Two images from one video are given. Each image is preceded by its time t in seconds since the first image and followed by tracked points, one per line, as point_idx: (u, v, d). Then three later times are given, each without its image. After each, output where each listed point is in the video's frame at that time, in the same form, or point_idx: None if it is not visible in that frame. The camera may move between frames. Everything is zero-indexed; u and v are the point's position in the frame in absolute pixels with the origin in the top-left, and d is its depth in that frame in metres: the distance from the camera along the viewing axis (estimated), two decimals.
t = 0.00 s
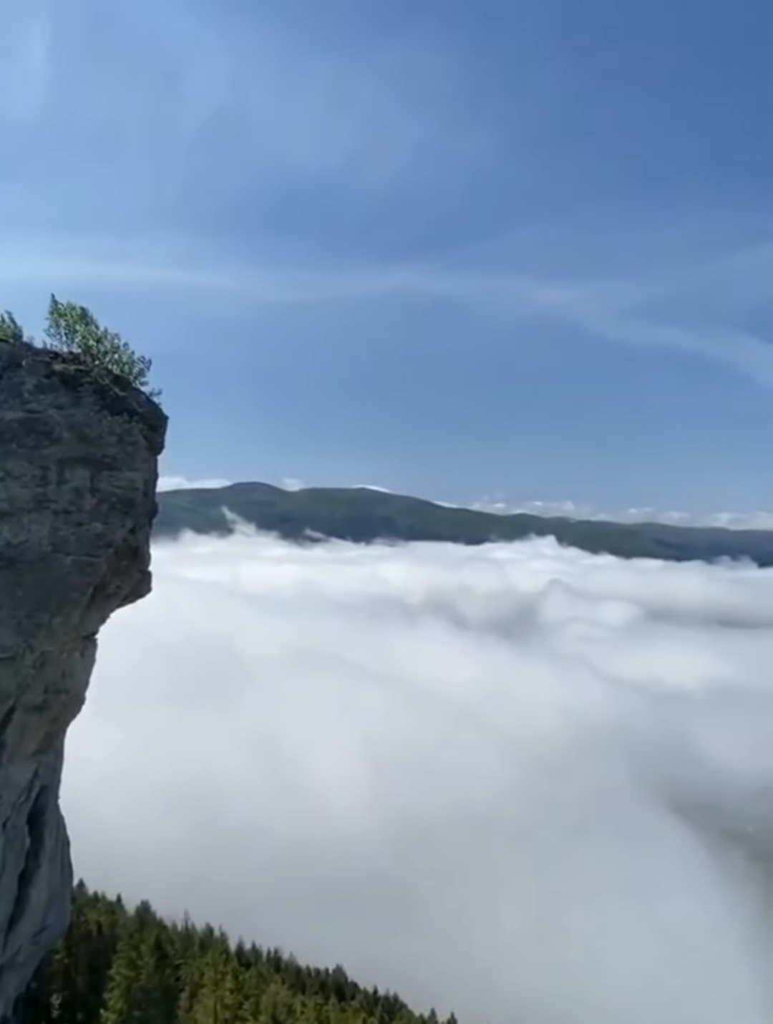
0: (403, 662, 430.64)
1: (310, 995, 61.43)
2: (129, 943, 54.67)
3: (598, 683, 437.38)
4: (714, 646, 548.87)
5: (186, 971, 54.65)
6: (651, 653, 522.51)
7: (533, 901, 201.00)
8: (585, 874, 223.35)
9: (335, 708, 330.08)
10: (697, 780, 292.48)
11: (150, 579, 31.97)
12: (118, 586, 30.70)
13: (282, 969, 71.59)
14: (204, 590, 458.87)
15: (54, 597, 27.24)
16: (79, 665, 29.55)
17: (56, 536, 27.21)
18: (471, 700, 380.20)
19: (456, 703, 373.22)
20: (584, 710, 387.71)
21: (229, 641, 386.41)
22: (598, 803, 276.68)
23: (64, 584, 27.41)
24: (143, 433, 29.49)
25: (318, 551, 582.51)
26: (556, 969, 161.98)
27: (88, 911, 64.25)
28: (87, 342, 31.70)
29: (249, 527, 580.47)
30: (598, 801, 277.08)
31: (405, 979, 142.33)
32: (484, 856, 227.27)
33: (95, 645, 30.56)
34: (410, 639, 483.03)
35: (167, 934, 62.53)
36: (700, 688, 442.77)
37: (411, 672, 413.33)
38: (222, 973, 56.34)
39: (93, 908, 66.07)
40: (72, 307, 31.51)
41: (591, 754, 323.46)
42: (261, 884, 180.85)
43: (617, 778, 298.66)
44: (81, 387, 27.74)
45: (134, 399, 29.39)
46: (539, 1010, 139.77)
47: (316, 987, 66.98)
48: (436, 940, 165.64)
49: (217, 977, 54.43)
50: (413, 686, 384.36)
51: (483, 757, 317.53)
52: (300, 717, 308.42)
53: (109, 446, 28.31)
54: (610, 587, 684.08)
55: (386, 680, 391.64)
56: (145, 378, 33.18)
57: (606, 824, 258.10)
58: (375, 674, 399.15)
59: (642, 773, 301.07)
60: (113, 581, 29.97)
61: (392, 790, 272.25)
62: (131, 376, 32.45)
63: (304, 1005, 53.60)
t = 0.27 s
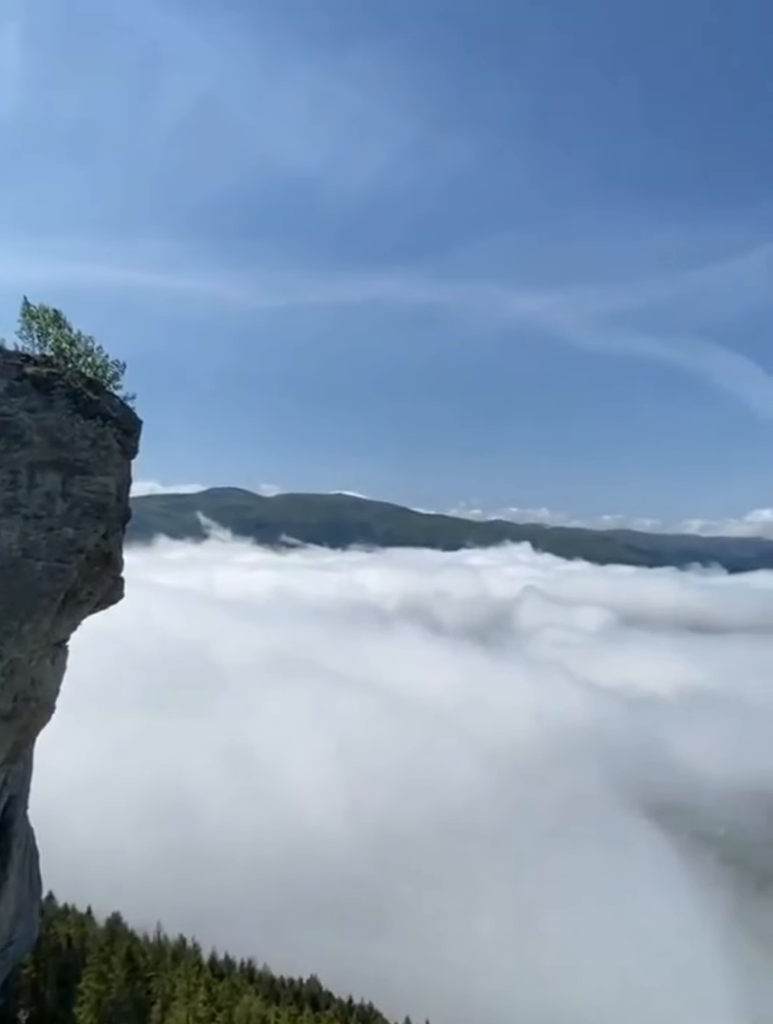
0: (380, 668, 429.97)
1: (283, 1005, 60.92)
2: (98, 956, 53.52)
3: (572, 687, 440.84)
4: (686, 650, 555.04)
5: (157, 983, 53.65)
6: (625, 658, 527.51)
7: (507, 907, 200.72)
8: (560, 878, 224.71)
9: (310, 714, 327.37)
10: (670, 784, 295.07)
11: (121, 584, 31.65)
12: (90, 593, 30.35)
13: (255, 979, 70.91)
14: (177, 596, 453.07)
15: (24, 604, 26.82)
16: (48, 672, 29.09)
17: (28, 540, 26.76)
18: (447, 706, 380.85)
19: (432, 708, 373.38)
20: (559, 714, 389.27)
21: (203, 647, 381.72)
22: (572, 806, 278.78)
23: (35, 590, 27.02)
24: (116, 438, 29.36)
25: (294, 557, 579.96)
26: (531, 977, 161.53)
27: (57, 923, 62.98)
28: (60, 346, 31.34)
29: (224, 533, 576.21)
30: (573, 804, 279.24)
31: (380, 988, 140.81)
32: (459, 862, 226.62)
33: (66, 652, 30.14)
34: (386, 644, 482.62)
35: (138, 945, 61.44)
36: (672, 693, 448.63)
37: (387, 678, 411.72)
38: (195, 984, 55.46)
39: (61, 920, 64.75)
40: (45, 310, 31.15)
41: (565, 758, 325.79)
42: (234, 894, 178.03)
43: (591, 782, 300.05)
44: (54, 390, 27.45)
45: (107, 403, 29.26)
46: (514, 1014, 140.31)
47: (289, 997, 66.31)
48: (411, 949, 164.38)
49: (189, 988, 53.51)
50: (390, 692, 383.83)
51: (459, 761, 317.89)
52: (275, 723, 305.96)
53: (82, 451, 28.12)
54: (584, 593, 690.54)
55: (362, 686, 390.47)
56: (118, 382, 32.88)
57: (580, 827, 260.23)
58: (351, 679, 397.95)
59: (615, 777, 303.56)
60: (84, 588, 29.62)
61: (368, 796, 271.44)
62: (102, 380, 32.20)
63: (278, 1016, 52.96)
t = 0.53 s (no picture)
0: (353, 673, 428.81)
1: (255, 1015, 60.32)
2: (64, 970, 52.21)
3: (544, 692, 444.49)
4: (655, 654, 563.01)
5: (125, 996, 52.58)
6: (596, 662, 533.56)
7: (481, 914, 201.26)
8: (532, 882, 225.96)
9: (283, 721, 324.80)
10: (639, 788, 298.92)
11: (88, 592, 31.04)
12: (57, 599, 29.90)
13: (226, 990, 70.02)
14: (147, 602, 446.66)
15: None
16: (14, 680, 28.60)
17: None
18: (420, 711, 381.00)
19: (406, 714, 373.30)
20: (532, 719, 391.66)
21: (174, 653, 376.56)
22: (545, 810, 280.84)
23: None
24: (86, 441, 28.87)
25: (267, 562, 576.08)
26: (506, 988, 161.32)
27: (21, 937, 61.45)
28: (29, 347, 30.81)
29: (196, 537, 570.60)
30: (545, 808, 281.31)
31: (354, 1002, 139.53)
32: (432, 868, 226.30)
33: (33, 659, 29.67)
34: (360, 649, 481.63)
35: (105, 958, 60.20)
36: (642, 697, 454.75)
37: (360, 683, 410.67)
38: (164, 997, 54.45)
39: (26, 933, 63.19)
40: (13, 311, 30.61)
41: (537, 762, 328.00)
42: (205, 905, 175.06)
43: (563, 785, 302.32)
44: (21, 392, 26.99)
45: (76, 406, 28.68)
46: None
47: (261, 1007, 65.62)
48: (385, 959, 163.35)
49: (159, 1001, 52.57)
50: (363, 698, 382.78)
51: (433, 766, 318.13)
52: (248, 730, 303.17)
53: (50, 453, 27.62)
54: (556, 598, 697.15)
55: (335, 691, 388.75)
56: (88, 385, 32.45)
57: (552, 831, 262.17)
58: (324, 685, 395.98)
59: (587, 781, 306.51)
60: (51, 594, 29.16)
61: (341, 802, 270.31)
62: (74, 384, 31.91)
63: None
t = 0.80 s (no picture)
0: (327, 677, 427.89)
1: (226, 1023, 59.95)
2: (29, 983, 51.01)
3: (516, 695, 448.25)
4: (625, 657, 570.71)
5: (92, 1009, 51.55)
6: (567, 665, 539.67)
7: (454, 916, 202.50)
8: (504, 884, 227.98)
9: (255, 726, 322.67)
10: (609, 790, 303.27)
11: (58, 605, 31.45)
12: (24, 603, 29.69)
13: (197, 997, 69.44)
14: (117, 606, 440.67)
15: None
16: None
17: None
18: (394, 715, 381.63)
19: (379, 718, 373.60)
20: (503, 722, 394.42)
21: (144, 658, 372.14)
22: (517, 812, 283.44)
23: None
24: (54, 443, 29.09)
25: (239, 567, 571.83)
26: (477, 992, 162.62)
27: None
28: None
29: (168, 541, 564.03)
30: (517, 810, 283.95)
31: (328, 1008, 139.50)
32: (405, 872, 226.41)
33: None
34: (334, 653, 480.59)
35: (72, 970, 59.02)
36: (611, 699, 461.21)
37: (333, 687, 409.93)
38: (132, 1009, 53.51)
39: None
40: None
41: (509, 765, 330.75)
42: (175, 913, 172.96)
43: (535, 787, 305.17)
44: None
45: (44, 407, 28.86)
46: None
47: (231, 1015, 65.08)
48: (357, 965, 163.05)
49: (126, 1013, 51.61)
50: (336, 702, 382.18)
51: (406, 769, 318.97)
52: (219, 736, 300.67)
53: (17, 455, 27.56)
54: (527, 602, 703.52)
55: (308, 696, 387.40)
56: (56, 386, 32.25)
57: (523, 833, 264.76)
58: (297, 689, 394.42)
59: (557, 783, 310.06)
60: (18, 598, 28.94)
61: (314, 806, 269.64)
62: (44, 386, 31.89)
63: None
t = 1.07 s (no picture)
0: (302, 680, 426.39)
1: None
2: None
3: (491, 697, 451.16)
4: (598, 659, 576.92)
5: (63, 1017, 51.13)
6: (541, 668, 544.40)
7: (429, 918, 203.14)
8: (479, 884, 229.27)
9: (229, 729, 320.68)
10: (582, 792, 306.66)
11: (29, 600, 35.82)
12: None
13: (169, 1006, 68.86)
14: (89, 610, 435.14)
15: None
16: None
17: None
18: (369, 719, 381.48)
19: (355, 721, 373.29)
20: (478, 724, 396.09)
21: (116, 663, 367.88)
22: (491, 814, 285.33)
23: None
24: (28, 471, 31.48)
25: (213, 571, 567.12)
26: (450, 995, 163.52)
27: None
28: None
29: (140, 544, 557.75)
30: (492, 811, 285.57)
31: (303, 1012, 139.37)
32: (380, 875, 226.47)
33: None
34: (309, 656, 479.23)
35: (42, 979, 58.24)
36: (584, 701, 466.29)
37: (308, 691, 408.51)
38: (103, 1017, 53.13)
39: None
40: None
41: (484, 767, 332.66)
42: (148, 918, 171.20)
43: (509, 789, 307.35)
44: None
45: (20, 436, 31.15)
46: None
47: None
48: (332, 968, 163.10)
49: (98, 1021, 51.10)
50: (312, 706, 380.73)
51: (381, 772, 319.16)
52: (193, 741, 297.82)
53: None
54: (502, 605, 708.37)
55: (283, 699, 385.59)
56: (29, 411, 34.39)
57: (498, 834, 266.40)
58: (272, 692, 392.31)
59: (531, 784, 312.67)
60: None
61: (289, 809, 268.51)
62: (12, 387, 35.01)
63: None
